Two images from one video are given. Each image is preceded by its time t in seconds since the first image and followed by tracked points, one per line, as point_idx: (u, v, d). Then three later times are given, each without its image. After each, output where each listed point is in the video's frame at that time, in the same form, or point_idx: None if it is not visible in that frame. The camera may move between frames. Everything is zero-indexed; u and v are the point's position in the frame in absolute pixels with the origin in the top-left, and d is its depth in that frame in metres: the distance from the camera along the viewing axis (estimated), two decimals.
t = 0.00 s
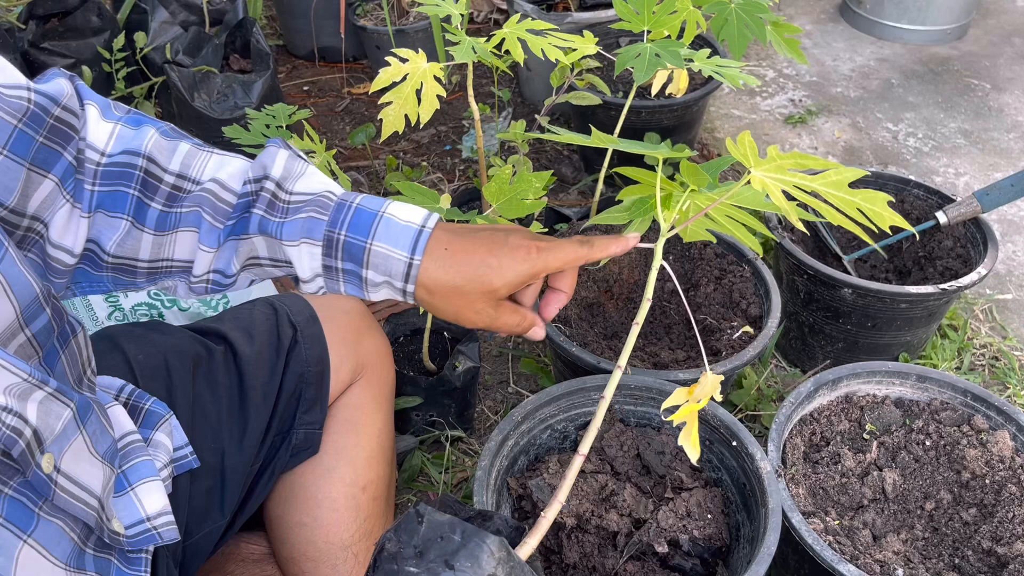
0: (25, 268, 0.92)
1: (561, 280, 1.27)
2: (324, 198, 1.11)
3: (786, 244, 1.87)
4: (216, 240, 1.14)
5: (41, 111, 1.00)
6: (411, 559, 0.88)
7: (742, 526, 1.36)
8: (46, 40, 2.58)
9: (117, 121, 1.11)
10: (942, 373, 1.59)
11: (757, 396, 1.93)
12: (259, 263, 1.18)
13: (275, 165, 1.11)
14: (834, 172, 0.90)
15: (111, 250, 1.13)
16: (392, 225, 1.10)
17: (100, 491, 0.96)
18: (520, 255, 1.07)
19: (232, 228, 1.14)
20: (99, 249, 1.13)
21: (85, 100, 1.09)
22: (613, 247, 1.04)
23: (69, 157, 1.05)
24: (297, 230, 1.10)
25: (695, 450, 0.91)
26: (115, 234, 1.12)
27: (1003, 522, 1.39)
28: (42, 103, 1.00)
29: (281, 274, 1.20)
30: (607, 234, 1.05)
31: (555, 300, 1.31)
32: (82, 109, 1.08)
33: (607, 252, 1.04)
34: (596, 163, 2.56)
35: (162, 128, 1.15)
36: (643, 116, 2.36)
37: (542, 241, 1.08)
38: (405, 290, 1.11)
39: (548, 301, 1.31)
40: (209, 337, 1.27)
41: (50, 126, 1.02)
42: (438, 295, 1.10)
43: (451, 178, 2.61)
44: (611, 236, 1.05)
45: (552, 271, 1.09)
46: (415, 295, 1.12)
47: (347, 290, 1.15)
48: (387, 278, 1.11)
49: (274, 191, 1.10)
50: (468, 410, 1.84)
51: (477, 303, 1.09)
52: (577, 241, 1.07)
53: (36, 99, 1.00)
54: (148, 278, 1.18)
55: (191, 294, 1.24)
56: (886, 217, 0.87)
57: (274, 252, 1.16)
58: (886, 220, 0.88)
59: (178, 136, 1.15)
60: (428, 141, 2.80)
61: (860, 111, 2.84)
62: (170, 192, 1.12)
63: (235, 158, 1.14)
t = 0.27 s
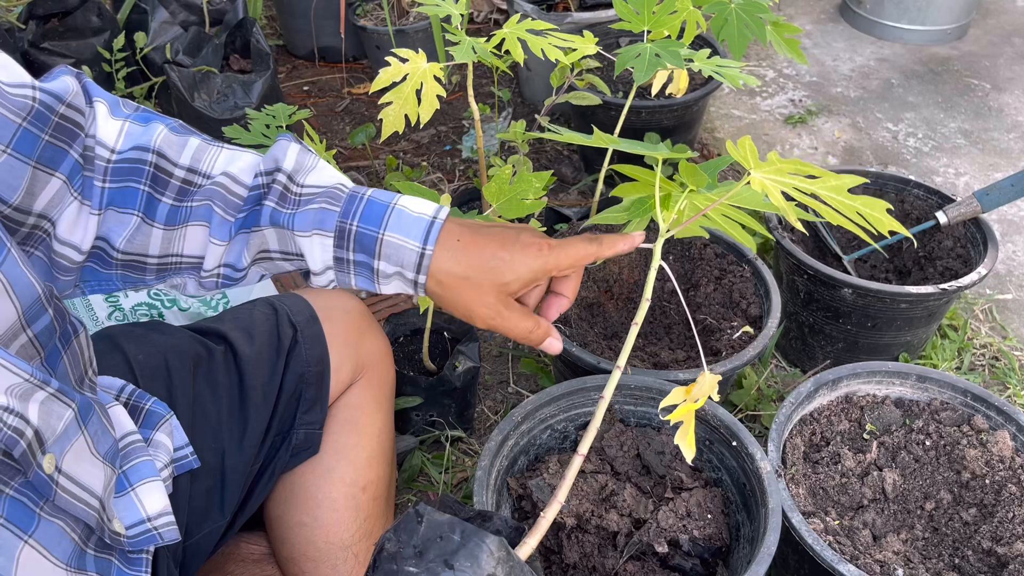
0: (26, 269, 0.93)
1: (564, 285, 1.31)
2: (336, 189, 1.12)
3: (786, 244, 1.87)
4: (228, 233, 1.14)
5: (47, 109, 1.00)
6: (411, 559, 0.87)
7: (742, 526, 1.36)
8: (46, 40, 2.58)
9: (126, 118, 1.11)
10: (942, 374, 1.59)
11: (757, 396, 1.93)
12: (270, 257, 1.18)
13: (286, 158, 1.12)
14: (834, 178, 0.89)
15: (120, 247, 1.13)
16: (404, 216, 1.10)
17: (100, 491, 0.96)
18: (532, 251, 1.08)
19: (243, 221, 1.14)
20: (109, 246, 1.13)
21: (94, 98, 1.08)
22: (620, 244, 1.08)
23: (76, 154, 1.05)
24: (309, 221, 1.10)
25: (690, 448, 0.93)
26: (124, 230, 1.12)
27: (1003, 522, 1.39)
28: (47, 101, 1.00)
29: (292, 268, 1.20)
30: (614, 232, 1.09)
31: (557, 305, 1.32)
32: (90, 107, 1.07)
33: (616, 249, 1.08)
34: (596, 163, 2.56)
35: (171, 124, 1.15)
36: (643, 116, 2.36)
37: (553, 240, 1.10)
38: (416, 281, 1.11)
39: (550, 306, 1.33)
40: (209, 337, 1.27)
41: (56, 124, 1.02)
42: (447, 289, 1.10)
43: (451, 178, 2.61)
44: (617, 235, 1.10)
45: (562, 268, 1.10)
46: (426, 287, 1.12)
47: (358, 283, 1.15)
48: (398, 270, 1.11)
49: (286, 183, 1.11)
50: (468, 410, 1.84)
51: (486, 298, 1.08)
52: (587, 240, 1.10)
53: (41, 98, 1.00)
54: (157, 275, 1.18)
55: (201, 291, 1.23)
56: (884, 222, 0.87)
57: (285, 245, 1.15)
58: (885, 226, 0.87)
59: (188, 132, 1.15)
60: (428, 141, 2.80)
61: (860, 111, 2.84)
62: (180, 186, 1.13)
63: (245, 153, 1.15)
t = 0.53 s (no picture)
0: (27, 270, 0.93)
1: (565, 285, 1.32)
2: (335, 189, 1.12)
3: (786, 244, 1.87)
4: (227, 233, 1.14)
5: (47, 110, 1.00)
6: (410, 559, 0.87)
7: (742, 526, 1.36)
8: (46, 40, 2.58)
9: (125, 119, 1.11)
10: (942, 373, 1.59)
11: (757, 396, 1.93)
12: (268, 258, 1.18)
13: (285, 158, 1.12)
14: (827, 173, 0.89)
15: (120, 248, 1.13)
16: (403, 216, 1.10)
17: (100, 492, 0.96)
18: (532, 252, 1.08)
19: (242, 221, 1.14)
20: (108, 247, 1.13)
21: (93, 99, 1.08)
22: (622, 245, 1.09)
23: (76, 155, 1.05)
24: (307, 220, 1.10)
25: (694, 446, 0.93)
26: (124, 230, 1.12)
27: (1003, 522, 1.39)
28: (48, 103, 1.00)
29: (291, 269, 1.20)
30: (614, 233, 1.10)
31: (557, 307, 1.32)
32: (90, 108, 1.08)
33: (618, 249, 1.09)
34: (596, 163, 2.56)
35: (170, 124, 1.15)
36: (643, 116, 2.36)
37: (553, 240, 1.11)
38: (415, 280, 1.11)
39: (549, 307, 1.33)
40: (209, 337, 1.27)
41: (56, 125, 1.02)
42: (448, 289, 1.10)
43: (451, 178, 2.61)
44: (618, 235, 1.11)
45: (562, 269, 1.10)
46: (425, 286, 1.12)
47: (357, 283, 1.15)
48: (397, 269, 1.11)
49: (284, 183, 1.11)
50: (468, 410, 1.84)
51: (486, 298, 1.07)
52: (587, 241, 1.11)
53: (42, 99, 1.00)
54: (157, 276, 1.18)
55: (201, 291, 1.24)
56: (877, 218, 0.87)
57: (284, 245, 1.15)
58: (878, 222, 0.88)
59: (187, 132, 1.15)
60: (428, 141, 2.80)
61: (860, 111, 2.84)
62: (179, 187, 1.13)
63: (244, 154, 1.15)
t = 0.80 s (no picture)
0: (29, 272, 0.93)
1: (566, 286, 1.33)
2: (339, 187, 1.11)
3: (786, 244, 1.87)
4: (231, 232, 1.14)
5: (50, 110, 1.00)
6: (411, 559, 0.88)
7: (742, 526, 1.36)
8: (45, 40, 2.58)
9: (129, 119, 1.10)
10: (942, 373, 1.59)
11: (757, 396, 1.93)
12: (273, 256, 1.18)
13: (289, 156, 1.11)
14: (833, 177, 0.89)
15: (124, 247, 1.14)
16: (408, 213, 1.10)
17: (101, 493, 0.96)
18: (537, 252, 1.08)
19: (246, 219, 1.14)
20: (112, 247, 1.14)
21: (97, 98, 1.08)
22: (626, 245, 1.08)
23: (79, 155, 1.05)
24: (312, 217, 1.10)
25: (697, 451, 0.94)
26: (127, 230, 1.13)
27: (1003, 522, 1.39)
28: (51, 103, 1.00)
29: (296, 267, 1.20)
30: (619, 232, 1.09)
31: (559, 306, 1.34)
32: (93, 107, 1.07)
33: (622, 250, 1.08)
34: (596, 163, 2.56)
35: (174, 124, 1.15)
36: (643, 116, 2.36)
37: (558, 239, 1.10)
38: (421, 277, 1.11)
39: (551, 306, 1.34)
40: (209, 337, 1.27)
41: (59, 125, 1.01)
42: (454, 287, 1.10)
43: (451, 178, 2.61)
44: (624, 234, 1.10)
45: (567, 268, 1.10)
46: (431, 283, 1.12)
47: (361, 281, 1.15)
48: (403, 266, 1.11)
49: (289, 182, 1.10)
50: (468, 410, 1.84)
51: (491, 297, 1.08)
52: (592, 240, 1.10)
53: (45, 99, 0.99)
54: (161, 276, 1.18)
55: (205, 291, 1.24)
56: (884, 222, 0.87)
57: (288, 243, 1.15)
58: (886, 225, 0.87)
59: (190, 131, 1.15)
60: (428, 141, 2.80)
61: (860, 111, 2.84)
62: (183, 186, 1.13)
63: (248, 152, 1.15)
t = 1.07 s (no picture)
0: (31, 272, 0.93)
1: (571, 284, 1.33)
2: (342, 182, 1.12)
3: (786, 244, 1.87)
4: (234, 230, 1.15)
5: (51, 112, 1.00)
6: (412, 560, 0.88)
7: (742, 526, 1.36)
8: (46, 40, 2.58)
9: (129, 120, 1.11)
10: (942, 374, 1.59)
11: (757, 396, 1.93)
12: (277, 254, 1.18)
13: (292, 153, 1.12)
14: (839, 181, 0.88)
15: (126, 247, 1.13)
16: (412, 207, 1.10)
17: (102, 493, 0.96)
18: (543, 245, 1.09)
19: (250, 216, 1.14)
20: (114, 248, 1.13)
21: (97, 100, 1.08)
22: (631, 237, 1.09)
23: (80, 157, 1.05)
24: (315, 212, 1.10)
25: (694, 450, 0.93)
26: (130, 230, 1.13)
27: (1003, 522, 1.39)
28: (51, 104, 1.00)
29: (299, 265, 1.20)
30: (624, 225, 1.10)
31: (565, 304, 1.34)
32: (94, 109, 1.07)
33: (626, 242, 1.09)
34: (596, 163, 2.56)
35: (174, 124, 1.15)
36: (643, 116, 2.36)
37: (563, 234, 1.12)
38: (425, 272, 1.11)
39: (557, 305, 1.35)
40: (209, 337, 1.27)
41: (60, 126, 1.01)
42: (460, 281, 1.10)
43: (451, 178, 2.61)
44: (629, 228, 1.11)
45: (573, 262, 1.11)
46: (435, 277, 1.12)
47: (366, 277, 1.16)
48: (407, 261, 1.12)
49: (292, 178, 1.11)
50: (468, 410, 1.84)
51: (498, 290, 1.08)
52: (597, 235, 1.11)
53: (46, 100, 0.99)
54: (163, 276, 1.18)
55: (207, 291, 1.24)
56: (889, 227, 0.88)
57: (292, 240, 1.15)
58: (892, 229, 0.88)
59: (192, 132, 1.15)
60: (428, 141, 2.80)
61: (860, 111, 2.84)
62: (185, 185, 1.13)
63: (251, 150, 1.15)
